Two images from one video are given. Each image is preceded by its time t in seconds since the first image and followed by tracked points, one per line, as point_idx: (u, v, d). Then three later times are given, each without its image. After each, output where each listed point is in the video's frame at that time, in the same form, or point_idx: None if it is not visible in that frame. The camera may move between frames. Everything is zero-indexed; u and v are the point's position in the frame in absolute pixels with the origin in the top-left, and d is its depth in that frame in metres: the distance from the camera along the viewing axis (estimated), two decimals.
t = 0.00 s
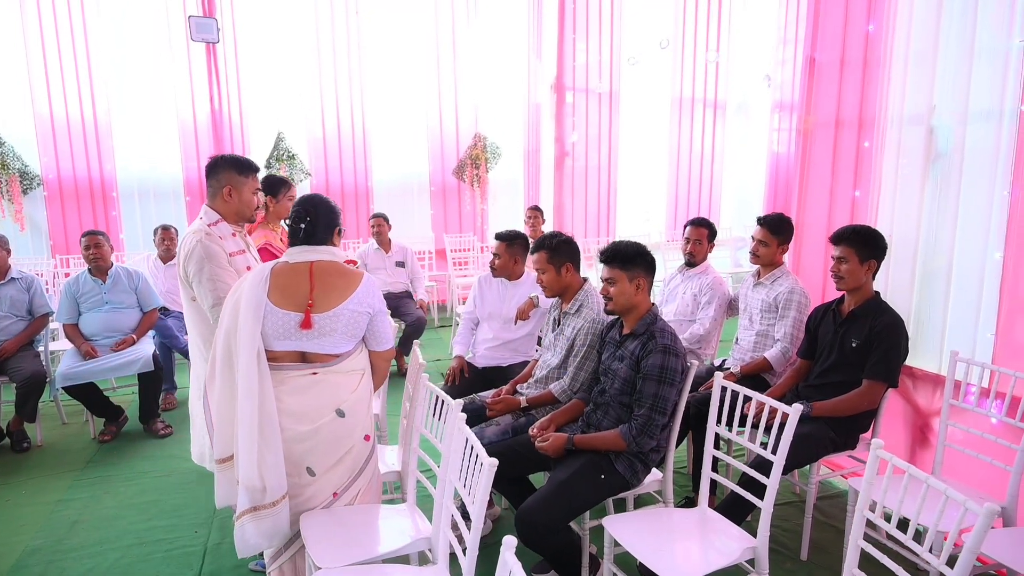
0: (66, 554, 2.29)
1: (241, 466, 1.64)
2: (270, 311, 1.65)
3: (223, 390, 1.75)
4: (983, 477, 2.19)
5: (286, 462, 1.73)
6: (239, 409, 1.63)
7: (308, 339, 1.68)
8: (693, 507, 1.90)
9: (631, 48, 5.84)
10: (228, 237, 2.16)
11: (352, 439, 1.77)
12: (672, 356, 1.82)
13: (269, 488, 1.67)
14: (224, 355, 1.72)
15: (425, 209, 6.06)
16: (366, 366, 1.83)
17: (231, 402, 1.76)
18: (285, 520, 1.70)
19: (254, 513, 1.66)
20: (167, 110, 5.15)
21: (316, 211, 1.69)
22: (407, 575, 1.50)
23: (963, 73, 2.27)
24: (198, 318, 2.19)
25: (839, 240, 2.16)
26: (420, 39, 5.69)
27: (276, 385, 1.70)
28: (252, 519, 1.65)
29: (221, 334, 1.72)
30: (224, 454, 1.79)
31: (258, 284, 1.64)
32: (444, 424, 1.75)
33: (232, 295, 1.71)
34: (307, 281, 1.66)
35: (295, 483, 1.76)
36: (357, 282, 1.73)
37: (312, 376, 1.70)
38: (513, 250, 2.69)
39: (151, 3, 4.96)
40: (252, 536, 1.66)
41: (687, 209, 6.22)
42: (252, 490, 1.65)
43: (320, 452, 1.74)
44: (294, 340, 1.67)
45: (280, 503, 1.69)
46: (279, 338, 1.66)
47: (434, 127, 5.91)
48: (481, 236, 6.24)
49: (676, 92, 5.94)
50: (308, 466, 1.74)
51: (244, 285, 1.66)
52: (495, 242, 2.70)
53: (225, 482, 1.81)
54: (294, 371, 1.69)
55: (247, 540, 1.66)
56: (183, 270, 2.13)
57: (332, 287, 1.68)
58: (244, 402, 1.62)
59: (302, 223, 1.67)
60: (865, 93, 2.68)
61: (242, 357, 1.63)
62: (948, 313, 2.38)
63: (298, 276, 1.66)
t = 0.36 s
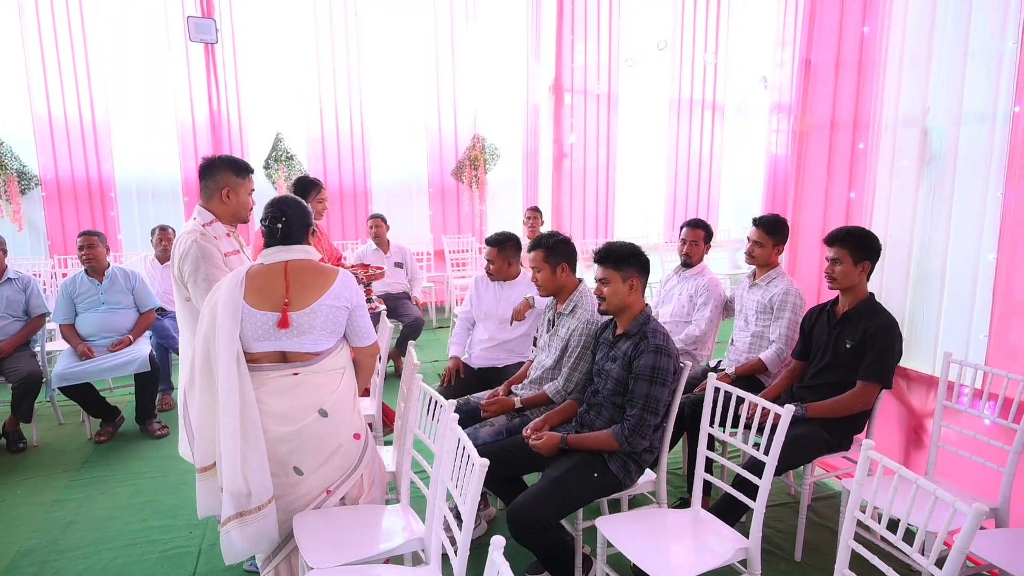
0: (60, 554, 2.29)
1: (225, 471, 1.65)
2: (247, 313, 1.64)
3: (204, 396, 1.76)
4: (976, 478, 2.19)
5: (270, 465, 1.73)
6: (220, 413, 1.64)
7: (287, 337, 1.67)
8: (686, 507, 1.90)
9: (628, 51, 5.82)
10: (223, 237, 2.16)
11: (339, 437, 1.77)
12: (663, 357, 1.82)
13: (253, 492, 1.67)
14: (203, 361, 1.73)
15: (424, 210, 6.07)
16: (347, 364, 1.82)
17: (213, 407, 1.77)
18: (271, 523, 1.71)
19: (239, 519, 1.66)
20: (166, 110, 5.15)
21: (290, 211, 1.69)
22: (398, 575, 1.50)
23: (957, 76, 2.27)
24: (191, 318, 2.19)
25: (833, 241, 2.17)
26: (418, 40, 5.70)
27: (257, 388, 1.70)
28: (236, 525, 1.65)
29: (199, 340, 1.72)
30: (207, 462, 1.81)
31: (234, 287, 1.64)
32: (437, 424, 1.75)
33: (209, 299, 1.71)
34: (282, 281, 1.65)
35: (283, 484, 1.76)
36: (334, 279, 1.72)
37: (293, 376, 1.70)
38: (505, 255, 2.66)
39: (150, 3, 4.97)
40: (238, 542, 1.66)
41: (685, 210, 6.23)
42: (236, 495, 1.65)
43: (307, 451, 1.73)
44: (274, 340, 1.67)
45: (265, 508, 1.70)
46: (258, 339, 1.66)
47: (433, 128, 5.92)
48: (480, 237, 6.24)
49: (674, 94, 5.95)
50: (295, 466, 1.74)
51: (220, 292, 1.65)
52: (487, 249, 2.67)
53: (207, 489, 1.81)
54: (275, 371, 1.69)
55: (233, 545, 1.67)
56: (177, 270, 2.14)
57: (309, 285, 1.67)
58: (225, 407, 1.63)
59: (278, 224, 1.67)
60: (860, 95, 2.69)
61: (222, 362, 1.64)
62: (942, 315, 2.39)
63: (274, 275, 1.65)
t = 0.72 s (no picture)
0: (54, 555, 2.28)
1: (222, 471, 1.64)
2: (259, 311, 1.64)
3: (205, 396, 1.74)
4: (969, 478, 2.20)
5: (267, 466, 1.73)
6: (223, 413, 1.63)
7: (300, 336, 1.67)
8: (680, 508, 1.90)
9: (627, 51, 5.80)
10: (218, 236, 2.16)
11: (345, 436, 1.79)
12: (658, 356, 1.82)
13: (247, 492, 1.67)
14: (207, 361, 1.71)
15: (422, 211, 6.07)
16: (354, 364, 1.83)
17: (213, 407, 1.76)
18: (261, 525, 1.71)
19: (230, 518, 1.66)
20: (163, 110, 5.15)
21: (297, 212, 1.68)
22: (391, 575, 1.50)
23: (950, 77, 2.29)
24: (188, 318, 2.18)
25: (825, 242, 2.18)
26: (417, 40, 5.70)
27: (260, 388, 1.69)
28: (227, 524, 1.66)
29: (204, 339, 1.71)
30: (198, 461, 1.81)
31: (244, 287, 1.63)
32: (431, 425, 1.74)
33: (217, 298, 1.70)
34: (295, 280, 1.65)
35: (281, 485, 1.76)
36: (344, 277, 1.73)
37: (303, 374, 1.70)
38: (502, 250, 2.68)
39: (147, 3, 4.96)
40: (225, 541, 1.67)
41: (683, 211, 6.21)
42: (229, 495, 1.65)
43: (312, 451, 1.74)
44: (286, 338, 1.66)
45: (257, 508, 1.70)
46: (268, 338, 1.66)
47: (431, 128, 5.93)
48: (478, 237, 6.24)
49: (672, 95, 5.94)
50: (301, 465, 1.75)
51: (229, 294, 1.64)
52: (484, 243, 2.69)
53: (197, 490, 1.82)
54: (282, 370, 1.68)
55: (222, 545, 1.67)
56: (172, 270, 2.13)
57: (320, 284, 1.68)
58: (228, 407, 1.63)
59: (285, 225, 1.66)
60: (854, 96, 2.69)
61: (229, 361, 1.63)
62: (935, 316, 2.40)
63: (286, 275, 1.65)
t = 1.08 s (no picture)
0: (46, 554, 2.28)
1: (239, 459, 1.64)
2: (281, 302, 1.67)
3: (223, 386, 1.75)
4: (961, 478, 2.21)
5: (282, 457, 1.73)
6: (242, 403, 1.63)
7: (320, 328, 1.71)
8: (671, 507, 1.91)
9: (622, 51, 5.80)
10: (213, 234, 2.15)
11: (359, 430, 1.80)
12: (651, 356, 1.82)
13: (264, 481, 1.68)
14: (227, 351, 1.73)
15: (418, 211, 6.06)
16: (366, 361, 1.86)
17: (232, 398, 1.77)
18: (275, 515, 1.71)
19: (247, 506, 1.66)
20: (158, 109, 5.14)
21: (318, 211, 1.72)
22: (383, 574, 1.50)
23: (943, 78, 2.30)
24: (181, 317, 2.17)
25: (816, 242, 2.19)
26: (413, 40, 5.72)
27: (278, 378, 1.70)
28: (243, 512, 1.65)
29: (224, 331, 1.73)
30: (219, 453, 1.80)
31: (268, 278, 1.66)
32: (423, 425, 1.74)
33: (237, 289, 1.72)
34: (318, 274, 1.69)
35: (294, 477, 1.76)
36: (366, 276, 1.77)
37: (321, 366, 1.72)
38: (502, 248, 2.69)
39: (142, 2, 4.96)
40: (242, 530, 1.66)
41: (679, 210, 6.19)
42: (246, 483, 1.65)
43: (326, 443, 1.75)
44: (306, 329, 1.69)
45: (273, 497, 1.70)
46: (288, 329, 1.68)
47: (427, 128, 5.92)
48: (474, 237, 6.23)
49: (668, 95, 5.93)
50: (312, 459, 1.75)
51: (252, 284, 1.66)
52: (485, 239, 2.71)
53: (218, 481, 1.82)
54: (302, 361, 1.70)
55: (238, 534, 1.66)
56: (169, 268, 2.11)
57: (342, 278, 1.72)
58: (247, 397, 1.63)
59: (307, 223, 1.70)
60: (848, 97, 2.70)
61: (249, 350, 1.64)
62: (926, 316, 2.40)
63: (309, 268, 1.69)
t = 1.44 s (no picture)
0: (37, 555, 2.27)
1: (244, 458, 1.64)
2: (286, 298, 1.69)
3: (228, 385, 1.76)
4: (952, 477, 2.22)
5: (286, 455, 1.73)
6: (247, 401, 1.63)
7: (324, 324, 1.72)
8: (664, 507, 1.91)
9: (617, 52, 5.80)
10: (208, 232, 2.15)
11: (360, 428, 1.80)
12: (643, 356, 1.82)
13: (269, 479, 1.68)
14: (231, 351, 1.74)
15: (414, 211, 6.06)
16: (367, 360, 1.87)
17: (238, 398, 1.77)
18: (269, 520, 1.69)
19: (253, 505, 1.67)
20: (152, 107, 5.13)
21: (331, 215, 1.78)
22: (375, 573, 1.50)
23: (934, 79, 2.31)
24: (175, 314, 2.14)
25: (808, 242, 2.20)
26: (409, 40, 5.72)
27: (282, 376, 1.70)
28: (252, 511, 1.66)
29: (228, 330, 1.73)
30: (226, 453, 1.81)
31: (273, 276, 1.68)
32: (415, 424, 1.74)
33: (241, 288, 1.73)
34: (321, 270, 1.72)
35: (296, 476, 1.75)
36: (368, 277, 1.82)
37: (324, 363, 1.73)
38: (496, 248, 2.69)
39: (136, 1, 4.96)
40: (247, 530, 1.67)
41: (674, 210, 6.14)
42: (252, 482, 1.66)
43: (328, 441, 1.75)
44: (310, 325, 1.71)
45: (275, 496, 1.70)
46: (291, 324, 1.70)
47: (422, 128, 5.91)
48: (469, 238, 6.23)
49: (664, 96, 5.85)
50: (313, 457, 1.75)
51: (257, 281, 1.68)
52: (480, 240, 2.70)
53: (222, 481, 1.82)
54: (306, 358, 1.71)
55: (243, 534, 1.66)
56: (164, 266, 2.10)
57: (346, 278, 1.76)
58: (252, 395, 1.64)
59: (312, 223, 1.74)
60: (841, 98, 2.71)
61: (254, 348, 1.65)
62: (919, 316, 2.41)
63: (313, 266, 1.72)
